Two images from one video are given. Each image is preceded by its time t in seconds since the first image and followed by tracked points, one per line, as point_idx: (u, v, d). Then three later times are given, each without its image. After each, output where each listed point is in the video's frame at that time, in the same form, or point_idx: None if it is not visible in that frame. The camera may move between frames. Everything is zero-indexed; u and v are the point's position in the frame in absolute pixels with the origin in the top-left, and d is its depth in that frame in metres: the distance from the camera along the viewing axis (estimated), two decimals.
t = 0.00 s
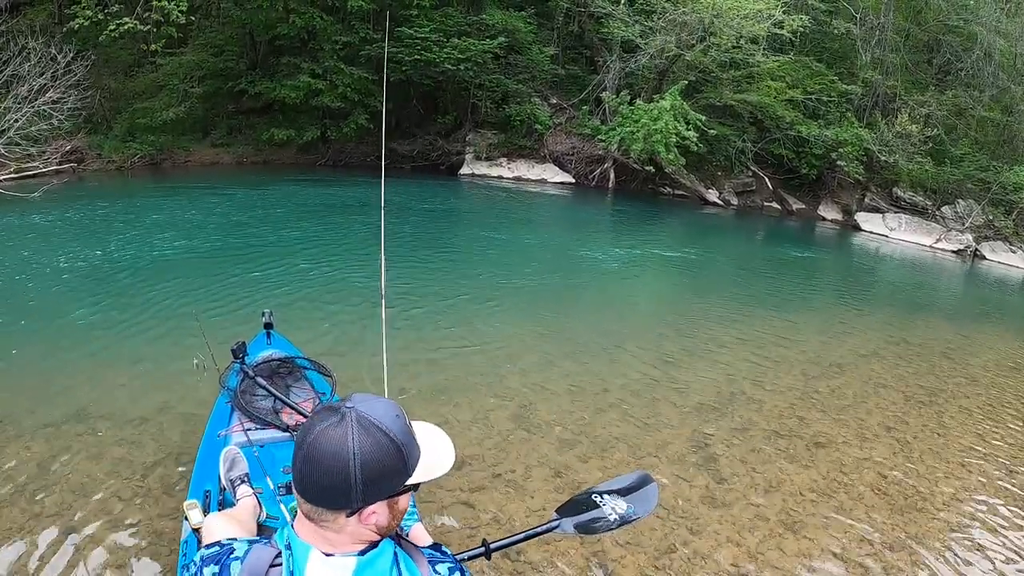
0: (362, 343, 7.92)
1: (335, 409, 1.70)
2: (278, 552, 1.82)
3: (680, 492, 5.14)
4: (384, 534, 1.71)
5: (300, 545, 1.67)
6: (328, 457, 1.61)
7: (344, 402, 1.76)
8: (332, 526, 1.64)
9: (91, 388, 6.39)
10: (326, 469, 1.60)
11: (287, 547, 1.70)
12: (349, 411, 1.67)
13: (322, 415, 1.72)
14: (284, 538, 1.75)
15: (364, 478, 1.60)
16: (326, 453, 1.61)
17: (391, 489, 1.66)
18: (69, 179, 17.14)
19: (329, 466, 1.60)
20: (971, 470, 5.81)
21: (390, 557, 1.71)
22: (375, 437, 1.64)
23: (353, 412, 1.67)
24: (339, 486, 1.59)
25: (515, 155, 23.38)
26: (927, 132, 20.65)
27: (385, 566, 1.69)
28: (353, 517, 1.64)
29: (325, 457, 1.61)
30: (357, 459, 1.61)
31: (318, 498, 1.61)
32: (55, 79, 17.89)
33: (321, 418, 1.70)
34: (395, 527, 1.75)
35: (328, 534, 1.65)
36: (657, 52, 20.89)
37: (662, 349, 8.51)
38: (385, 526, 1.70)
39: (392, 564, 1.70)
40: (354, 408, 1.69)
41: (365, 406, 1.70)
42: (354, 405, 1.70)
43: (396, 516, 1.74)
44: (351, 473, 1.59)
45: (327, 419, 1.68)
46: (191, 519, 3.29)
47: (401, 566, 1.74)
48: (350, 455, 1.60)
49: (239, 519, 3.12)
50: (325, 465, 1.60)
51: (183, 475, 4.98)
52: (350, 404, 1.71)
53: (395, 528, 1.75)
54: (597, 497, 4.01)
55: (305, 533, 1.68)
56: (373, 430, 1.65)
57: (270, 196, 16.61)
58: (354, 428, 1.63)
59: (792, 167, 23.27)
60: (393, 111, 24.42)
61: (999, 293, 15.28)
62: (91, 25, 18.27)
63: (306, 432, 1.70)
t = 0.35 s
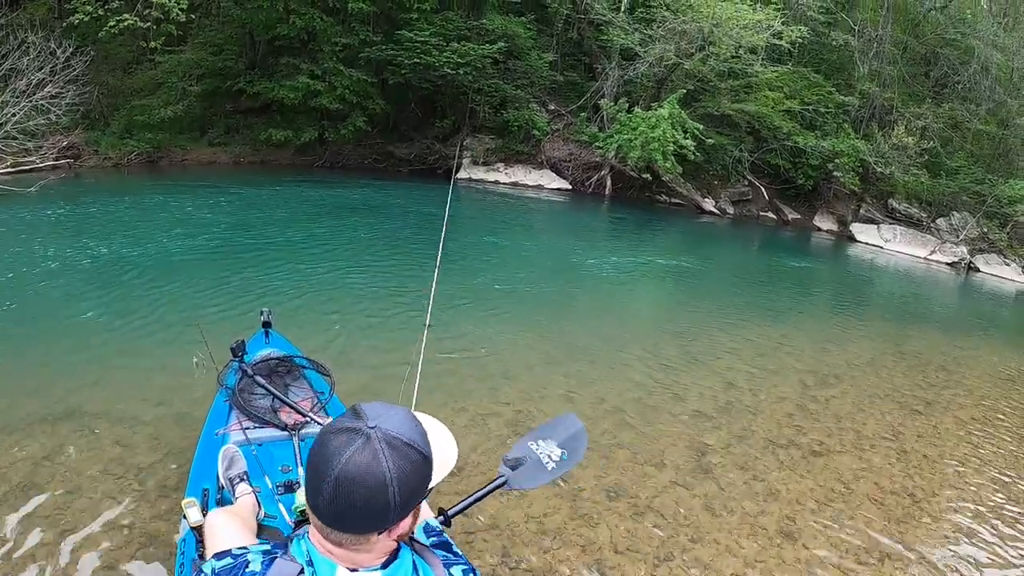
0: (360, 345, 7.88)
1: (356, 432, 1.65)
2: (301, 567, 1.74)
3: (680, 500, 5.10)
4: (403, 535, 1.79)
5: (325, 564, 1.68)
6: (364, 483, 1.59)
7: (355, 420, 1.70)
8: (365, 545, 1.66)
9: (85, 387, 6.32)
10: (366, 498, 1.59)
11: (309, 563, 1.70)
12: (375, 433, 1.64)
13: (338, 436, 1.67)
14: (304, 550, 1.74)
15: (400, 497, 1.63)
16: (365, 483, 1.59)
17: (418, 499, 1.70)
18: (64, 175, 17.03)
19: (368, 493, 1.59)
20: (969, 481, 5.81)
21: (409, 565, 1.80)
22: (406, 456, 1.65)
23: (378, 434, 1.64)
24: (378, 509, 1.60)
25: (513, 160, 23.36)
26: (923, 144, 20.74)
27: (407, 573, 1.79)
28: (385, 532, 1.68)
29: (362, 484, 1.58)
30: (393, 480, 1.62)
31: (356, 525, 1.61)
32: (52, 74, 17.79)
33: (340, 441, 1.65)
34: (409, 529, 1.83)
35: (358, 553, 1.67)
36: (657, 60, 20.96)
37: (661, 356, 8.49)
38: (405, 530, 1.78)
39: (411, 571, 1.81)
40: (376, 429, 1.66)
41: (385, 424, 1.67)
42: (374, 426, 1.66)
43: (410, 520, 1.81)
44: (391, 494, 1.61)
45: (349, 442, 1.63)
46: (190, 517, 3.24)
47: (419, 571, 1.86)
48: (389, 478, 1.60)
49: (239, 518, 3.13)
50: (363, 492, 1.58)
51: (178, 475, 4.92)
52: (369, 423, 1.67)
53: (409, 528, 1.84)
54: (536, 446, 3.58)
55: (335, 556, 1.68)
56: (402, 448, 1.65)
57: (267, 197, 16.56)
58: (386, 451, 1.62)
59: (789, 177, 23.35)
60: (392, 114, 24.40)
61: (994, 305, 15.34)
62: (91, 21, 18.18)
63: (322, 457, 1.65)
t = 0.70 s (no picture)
0: (362, 345, 7.88)
1: (362, 438, 1.64)
2: None
3: (686, 497, 5.10)
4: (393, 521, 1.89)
5: None
6: (395, 485, 1.64)
7: (350, 427, 1.67)
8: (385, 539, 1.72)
9: (88, 392, 6.34)
10: (398, 493, 1.65)
11: None
12: (381, 430, 1.67)
13: (352, 451, 1.63)
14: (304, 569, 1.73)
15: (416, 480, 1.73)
16: (395, 479, 1.64)
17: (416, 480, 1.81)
18: (65, 178, 17.06)
19: (397, 489, 1.65)
20: (975, 472, 5.80)
21: (407, 564, 1.84)
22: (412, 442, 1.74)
23: (386, 430, 1.68)
24: (405, 498, 1.68)
25: (513, 155, 23.30)
26: (925, 132, 20.62)
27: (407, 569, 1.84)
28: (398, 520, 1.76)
29: (395, 486, 1.64)
30: (412, 467, 1.72)
31: (391, 522, 1.66)
32: (50, 78, 17.78)
33: (359, 454, 1.62)
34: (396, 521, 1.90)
35: (375, 553, 1.71)
36: (656, 52, 20.87)
37: (665, 350, 8.48)
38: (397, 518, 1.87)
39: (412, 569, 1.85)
40: (380, 426, 1.69)
41: (382, 419, 1.71)
42: (376, 422, 1.69)
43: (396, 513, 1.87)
44: (413, 485, 1.71)
45: (369, 453, 1.62)
46: (191, 519, 3.19)
47: (419, 569, 1.90)
48: (410, 466, 1.69)
49: (239, 515, 3.00)
50: (397, 493, 1.65)
51: (182, 479, 4.93)
52: (370, 423, 1.69)
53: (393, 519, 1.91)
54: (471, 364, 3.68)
55: (353, 566, 1.69)
56: (407, 435, 1.74)
57: (268, 196, 16.56)
58: (401, 443, 1.69)
59: (790, 167, 23.27)
60: (391, 111, 24.35)
61: (999, 293, 15.28)
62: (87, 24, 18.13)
63: (343, 476, 1.60)
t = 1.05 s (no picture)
0: (369, 345, 7.91)
1: (352, 440, 1.64)
2: None
3: (692, 500, 5.10)
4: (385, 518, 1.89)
5: None
6: (388, 485, 1.65)
7: (340, 429, 1.66)
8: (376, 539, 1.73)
9: (98, 391, 6.40)
10: (390, 493, 1.65)
11: None
12: (371, 432, 1.67)
13: (343, 455, 1.62)
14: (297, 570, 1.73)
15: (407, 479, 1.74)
16: (387, 480, 1.64)
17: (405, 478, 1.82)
18: (74, 177, 17.20)
19: (390, 490, 1.65)
20: (984, 476, 5.76)
21: (400, 564, 1.84)
22: (402, 443, 1.74)
23: (376, 432, 1.68)
24: (398, 498, 1.69)
25: (520, 154, 23.27)
26: (935, 131, 20.45)
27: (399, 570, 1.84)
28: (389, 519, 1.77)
29: (388, 487, 1.65)
30: (403, 468, 1.72)
31: (385, 522, 1.66)
32: (59, 78, 17.91)
33: (351, 458, 1.62)
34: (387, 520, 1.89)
35: (368, 553, 1.71)
36: (664, 50, 20.80)
37: (671, 351, 8.48)
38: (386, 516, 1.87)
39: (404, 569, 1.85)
40: (370, 427, 1.68)
41: (372, 421, 1.71)
42: (366, 424, 1.68)
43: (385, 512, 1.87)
44: (406, 484, 1.72)
45: (360, 455, 1.62)
46: (191, 519, 3.21)
47: (413, 569, 1.89)
48: (402, 467, 1.69)
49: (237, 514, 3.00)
50: (390, 494, 1.65)
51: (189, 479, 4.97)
52: (361, 425, 1.68)
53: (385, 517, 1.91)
54: (500, 356, 3.59)
55: (347, 566, 1.69)
56: (396, 435, 1.74)
57: (276, 195, 16.61)
58: (391, 444, 1.69)
59: (799, 166, 23.16)
60: (399, 110, 24.39)
61: (1009, 294, 15.16)
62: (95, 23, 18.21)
63: (335, 480, 1.60)
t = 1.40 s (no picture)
0: (373, 348, 7.92)
1: (369, 438, 1.53)
2: None
3: (692, 518, 5.09)
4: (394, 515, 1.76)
5: None
6: (405, 487, 1.54)
7: (358, 426, 1.56)
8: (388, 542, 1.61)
9: (102, 381, 6.41)
10: (406, 495, 1.54)
11: None
12: (389, 431, 1.56)
13: (359, 452, 1.51)
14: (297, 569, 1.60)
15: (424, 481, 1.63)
16: (404, 482, 1.53)
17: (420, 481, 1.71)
18: (85, 167, 17.29)
19: (406, 493, 1.54)
20: (985, 506, 5.75)
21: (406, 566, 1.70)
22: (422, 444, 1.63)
23: (395, 431, 1.57)
24: (414, 500, 1.58)
25: (531, 166, 23.36)
26: (946, 159, 20.45)
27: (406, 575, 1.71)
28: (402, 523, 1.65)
29: (405, 489, 1.54)
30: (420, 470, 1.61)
31: (398, 525, 1.55)
32: (75, 68, 18.04)
33: (367, 456, 1.51)
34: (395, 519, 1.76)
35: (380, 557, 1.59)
36: (678, 69, 20.90)
37: (675, 368, 8.48)
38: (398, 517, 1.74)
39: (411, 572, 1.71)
40: (388, 426, 1.57)
41: (390, 419, 1.60)
42: (385, 422, 1.58)
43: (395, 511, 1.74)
44: (421, 487, 1.61)
45: (376, 454, 1.51)
46: (190, 517, 3.21)
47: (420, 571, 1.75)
48: (419, 470, 1.58)
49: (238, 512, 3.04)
50: (406, 497, 1.54)
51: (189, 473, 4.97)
52: (380, 422, 1.57)
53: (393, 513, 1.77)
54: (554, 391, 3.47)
55: (354, 567, 1.57)
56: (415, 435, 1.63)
57: (287, 195, 16.69)
58: (410, 444, 1.58)
59: (809, 190, 23.18)
60: (412, 117, 24.53)
61: (1015, 326, 15.11)
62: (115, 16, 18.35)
63: (349, 478, 1.49)
